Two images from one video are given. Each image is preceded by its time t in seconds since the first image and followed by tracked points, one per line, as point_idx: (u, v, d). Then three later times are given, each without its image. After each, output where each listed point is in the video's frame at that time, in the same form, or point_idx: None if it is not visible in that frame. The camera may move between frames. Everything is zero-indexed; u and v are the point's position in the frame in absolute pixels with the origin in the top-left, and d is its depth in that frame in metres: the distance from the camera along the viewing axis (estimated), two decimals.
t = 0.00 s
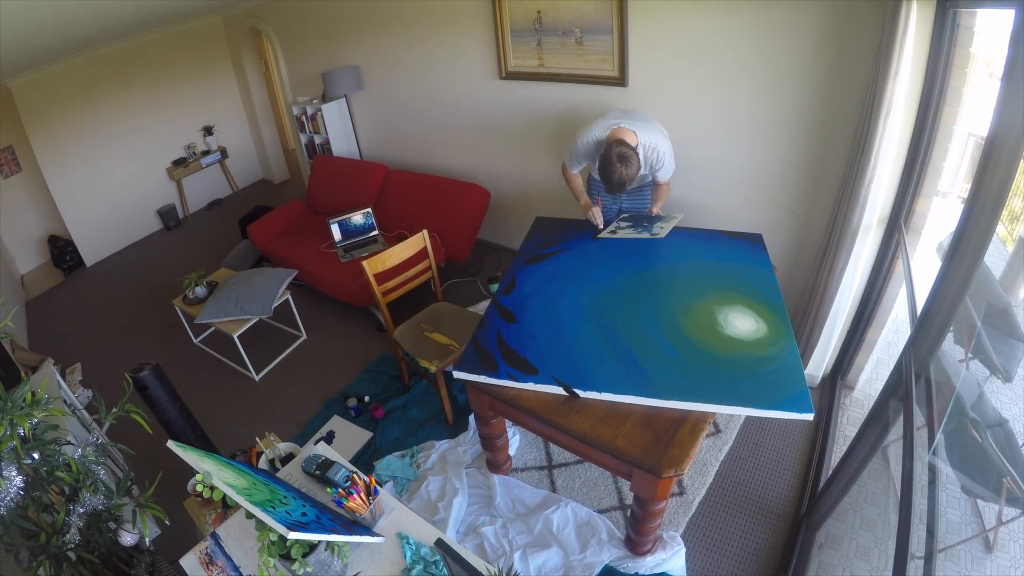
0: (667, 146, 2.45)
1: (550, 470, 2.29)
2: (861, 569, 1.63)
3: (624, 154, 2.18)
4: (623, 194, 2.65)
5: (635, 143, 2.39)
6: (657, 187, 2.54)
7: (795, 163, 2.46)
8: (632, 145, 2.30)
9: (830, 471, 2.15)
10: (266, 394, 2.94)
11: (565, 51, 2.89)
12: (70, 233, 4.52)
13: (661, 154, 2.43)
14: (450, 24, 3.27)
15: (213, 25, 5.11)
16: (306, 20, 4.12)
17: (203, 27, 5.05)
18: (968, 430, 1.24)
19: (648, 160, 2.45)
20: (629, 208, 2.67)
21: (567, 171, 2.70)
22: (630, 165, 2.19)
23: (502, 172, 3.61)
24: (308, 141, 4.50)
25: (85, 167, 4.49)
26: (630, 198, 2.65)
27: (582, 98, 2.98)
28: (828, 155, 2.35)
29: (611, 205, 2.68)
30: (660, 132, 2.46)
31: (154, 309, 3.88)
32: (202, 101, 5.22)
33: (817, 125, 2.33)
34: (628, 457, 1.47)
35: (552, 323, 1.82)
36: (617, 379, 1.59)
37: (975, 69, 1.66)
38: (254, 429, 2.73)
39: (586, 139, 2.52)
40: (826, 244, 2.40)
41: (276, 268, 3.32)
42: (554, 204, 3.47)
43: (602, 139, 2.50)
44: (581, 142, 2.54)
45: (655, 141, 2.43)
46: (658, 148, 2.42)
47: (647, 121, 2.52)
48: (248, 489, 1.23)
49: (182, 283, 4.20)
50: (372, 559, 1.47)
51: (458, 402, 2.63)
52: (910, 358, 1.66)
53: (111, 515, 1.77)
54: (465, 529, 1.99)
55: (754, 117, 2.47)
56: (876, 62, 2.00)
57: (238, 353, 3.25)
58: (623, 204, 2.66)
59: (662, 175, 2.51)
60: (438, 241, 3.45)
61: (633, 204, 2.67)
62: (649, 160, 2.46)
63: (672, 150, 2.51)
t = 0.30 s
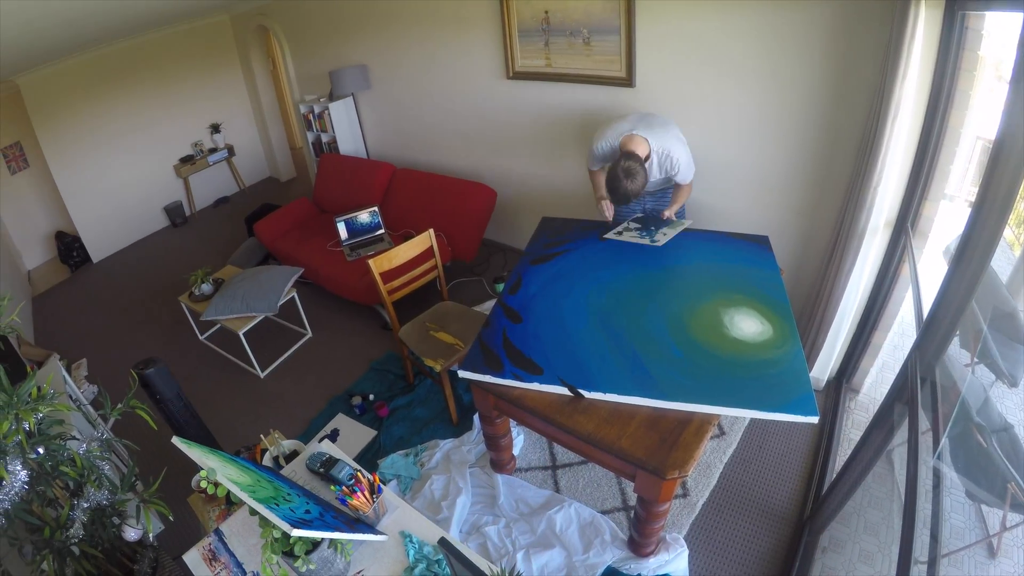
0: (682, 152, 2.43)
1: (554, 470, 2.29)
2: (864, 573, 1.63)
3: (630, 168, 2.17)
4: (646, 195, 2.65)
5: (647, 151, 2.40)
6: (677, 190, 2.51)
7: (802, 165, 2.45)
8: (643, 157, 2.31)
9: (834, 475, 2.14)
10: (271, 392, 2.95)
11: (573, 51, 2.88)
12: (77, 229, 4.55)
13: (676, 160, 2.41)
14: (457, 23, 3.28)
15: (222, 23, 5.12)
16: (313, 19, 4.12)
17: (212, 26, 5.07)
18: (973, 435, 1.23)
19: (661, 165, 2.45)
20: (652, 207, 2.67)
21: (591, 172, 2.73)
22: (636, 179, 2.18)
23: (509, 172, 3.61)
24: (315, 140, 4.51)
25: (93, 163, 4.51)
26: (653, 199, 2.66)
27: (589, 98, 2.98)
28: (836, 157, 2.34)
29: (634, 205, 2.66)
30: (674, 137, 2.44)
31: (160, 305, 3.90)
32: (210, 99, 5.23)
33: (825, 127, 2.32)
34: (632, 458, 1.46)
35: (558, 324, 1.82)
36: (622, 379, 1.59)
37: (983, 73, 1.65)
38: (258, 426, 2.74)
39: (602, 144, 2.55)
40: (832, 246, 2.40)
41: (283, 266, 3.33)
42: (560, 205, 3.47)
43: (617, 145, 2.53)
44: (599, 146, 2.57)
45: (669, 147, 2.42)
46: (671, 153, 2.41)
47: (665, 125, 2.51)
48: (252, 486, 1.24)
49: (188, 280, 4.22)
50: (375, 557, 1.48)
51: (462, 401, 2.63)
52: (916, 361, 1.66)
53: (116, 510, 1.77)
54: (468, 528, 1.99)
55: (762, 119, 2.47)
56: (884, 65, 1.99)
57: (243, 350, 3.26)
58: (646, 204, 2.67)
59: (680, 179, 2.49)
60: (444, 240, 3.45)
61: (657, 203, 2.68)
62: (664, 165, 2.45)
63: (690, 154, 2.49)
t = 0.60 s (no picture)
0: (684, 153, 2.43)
1: (558, 471, 2.29)
2: None
3: (630, 167, 2.17)
4: (652, 197, 2.67)
5: (649, 151, 2.40)
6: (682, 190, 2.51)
7: (810, 168, 2.44)
8: (644, 157, 2.31)
9: (838, 478, 2.13)
10: (276, 389, 2.95)
11: (581, 51, 2.88)
12: (84, 225, 4.57)
13: (679, 161, 2.41)
14: (465, 23, 3.28)
15: (230, 21, 5.13)
16: (321, 17, 4.13)
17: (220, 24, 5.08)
18: (978, 440, 1.22)
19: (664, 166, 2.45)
20: (658, 208, 2.70)
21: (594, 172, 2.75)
22: (636, 178, 2.18)
23: (516, 172, 3.61)
24: (322, 138, 4.52)
25: (100, 160, 4.54)
26: (658, 200, 2.68)
27: (596, 99, 2.98)
28: (844, 159, 2.33)
29: (639, 205, 2.70)
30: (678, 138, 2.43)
31: (167, 302, 3.92)
32: (217, 97, 5.25)
33: (832, 129, 2.31)
34: (636, 459, 1.46)
35: (563, 324, 1.82)
36: (627, 380, 1.59)
37: (992, 76, 1.64)
38: (263, 423, 2.74)
39: (606, 145, 2.56)
40: (839, 249, 2.39)
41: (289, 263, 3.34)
42: (567, 205, 3.46)
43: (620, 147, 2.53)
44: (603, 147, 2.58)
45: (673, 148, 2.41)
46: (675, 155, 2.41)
47: (669, 125, 2.50)
48: (256, 483, 1.24)
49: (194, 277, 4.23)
50: (378, 555, 1.48)
51: (467, 401, 2.63)
52: (922, 365, 1.64)
53: (120, 505, 1.79)
54: (472, 527, 1.99)
55: (769, 121, 2.46)
56: (892, 67, 1.98)
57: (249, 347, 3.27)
58: (652, 206, 2.70)
59: (685, 179, 2.48)
60: (450, 240, 3.45)
61: (661, 205, 2.70)
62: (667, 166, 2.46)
63: (695, 154, 2.48)
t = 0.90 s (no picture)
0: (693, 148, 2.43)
1: (562, 471, 2.29)
2: None
3: (644, 170, 2.16)
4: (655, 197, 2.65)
5: (658, 149, 2.40)
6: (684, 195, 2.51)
7: (817, 170, 2.43)
8: (655, 157, 2.31)
9: (842, 481, 2.13)
10: (280, 387, 2.96)
11: (588, 51, 2.88)
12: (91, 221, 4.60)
13: (686, 161, 2.41)
14: (472, 22, 3.28)
15: (238, 19, 5.14)
16: (329, 16, 4.14)
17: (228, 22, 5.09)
18: (983, 445, 1.21)
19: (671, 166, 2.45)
20: (661, 209, 2.67)
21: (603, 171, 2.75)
22: (650, 180, 2.17)
23: (522, 172, 3.61)
24: (329, 136, 4.53)
25: (107, 156, 4.56)
26: (662, 200, 2.66)
27: (604, 99, 2.98)
28: (852, 162, 2.32)
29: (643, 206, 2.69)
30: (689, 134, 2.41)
31: (173, 298, 3.93)
32: (225, 94, 5.26)
33: (840, 132, 2.30)
34: (640, 460, 1.46)
35: (568, 324, 1.82)
36: (632, 382, 1.59)
37: (1001, 79, 1.63)
38: (267, 421, 2.75)
39: (614, 141, 2.56)
40: (846, 252, 2.38)
41: (296, 261, 3.35)
42: (573, 205, 3.46)
43: (628, 144, 2.53)
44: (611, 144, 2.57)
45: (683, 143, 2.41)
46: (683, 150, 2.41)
47: (678, 124, 2.50)
48: (260, 479, 1.24)
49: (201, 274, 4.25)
50: (381, 553, 1.48)
51: (472, 400, 2.63)
52: (928, 369, 1.63)
53: (123, 500, 1.81)
54: (475, 526, 1.99)
55: (776, 123, 2.46)
56: (900, 69, 1.97)
57: (254, 345, 3.28)
58: (655, 206, 2.67)
59: (689, 182, 2.48)
60: (457, 239, 3.46)
61: (666, 205, 2.68)
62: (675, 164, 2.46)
63: (701, 158, 2.48)
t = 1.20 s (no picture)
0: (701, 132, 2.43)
1: (566, 471, 2.29)
2: None
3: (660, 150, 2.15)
4: (671, 202, 2.65)
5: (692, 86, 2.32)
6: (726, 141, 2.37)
7: (825, 173, 2.42)
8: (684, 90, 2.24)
9: (847, 485, 2.12)
10: (285, 384, 2.97)
11: (596, 52, 2.88)
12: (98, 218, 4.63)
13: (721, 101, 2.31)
14: (480, 22, 3.28)
15: (246, 17, 5.16)
16: (337, 15, 4.16)
17: (236, 20, 5.11)
18: (988, 451, 1.21)
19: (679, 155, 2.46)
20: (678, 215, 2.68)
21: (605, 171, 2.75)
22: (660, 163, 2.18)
23: (529, 172, 3.60)
24: (336, 135, 4.54)
25: (115, 153, 4.59)
26: (679, 205, 2.66)
27: (612, 100, 2.98)
28: (859, 165, 2.32)
29: (659, 212, 2.70)
30: (726, 104, 2.33)
31: (180, 295, 3.95)
32: (233, 92, 5.28)
33: (847, 134, 2.29)
34: (644, 461, 1.46)
35: (574, 324, 1.82)
36: (637, 383, 1.59)
37: (1009, 82, 1.62)
38: (271, 418, 2.76)
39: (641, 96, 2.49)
40: (852, 254, 2.37)
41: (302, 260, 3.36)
42: (580, 205, 3.45)
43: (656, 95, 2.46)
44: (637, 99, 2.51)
45: (697, 125, 2.40)
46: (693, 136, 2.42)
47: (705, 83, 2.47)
48: (265, 476, 1.25)
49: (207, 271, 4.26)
50: (384, 551, 1.48)
51: (476, 400, 2.63)
52: (933, 373, 1.62)
53: (128, 496, 1.82)
54: (478, 526, 2.00)
55: (783, 125, 2.45)
56: (908, 72, 1.97)
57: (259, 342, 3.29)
58: (672, 212, 2.68)
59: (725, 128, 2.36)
60: (463, 238, 3.46)
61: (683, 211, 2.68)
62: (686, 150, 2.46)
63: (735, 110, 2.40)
